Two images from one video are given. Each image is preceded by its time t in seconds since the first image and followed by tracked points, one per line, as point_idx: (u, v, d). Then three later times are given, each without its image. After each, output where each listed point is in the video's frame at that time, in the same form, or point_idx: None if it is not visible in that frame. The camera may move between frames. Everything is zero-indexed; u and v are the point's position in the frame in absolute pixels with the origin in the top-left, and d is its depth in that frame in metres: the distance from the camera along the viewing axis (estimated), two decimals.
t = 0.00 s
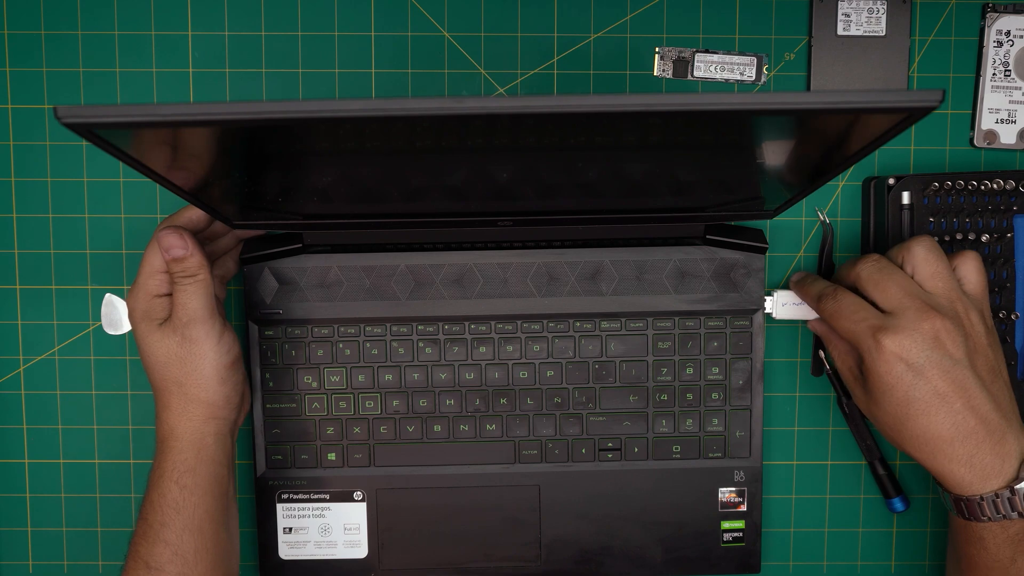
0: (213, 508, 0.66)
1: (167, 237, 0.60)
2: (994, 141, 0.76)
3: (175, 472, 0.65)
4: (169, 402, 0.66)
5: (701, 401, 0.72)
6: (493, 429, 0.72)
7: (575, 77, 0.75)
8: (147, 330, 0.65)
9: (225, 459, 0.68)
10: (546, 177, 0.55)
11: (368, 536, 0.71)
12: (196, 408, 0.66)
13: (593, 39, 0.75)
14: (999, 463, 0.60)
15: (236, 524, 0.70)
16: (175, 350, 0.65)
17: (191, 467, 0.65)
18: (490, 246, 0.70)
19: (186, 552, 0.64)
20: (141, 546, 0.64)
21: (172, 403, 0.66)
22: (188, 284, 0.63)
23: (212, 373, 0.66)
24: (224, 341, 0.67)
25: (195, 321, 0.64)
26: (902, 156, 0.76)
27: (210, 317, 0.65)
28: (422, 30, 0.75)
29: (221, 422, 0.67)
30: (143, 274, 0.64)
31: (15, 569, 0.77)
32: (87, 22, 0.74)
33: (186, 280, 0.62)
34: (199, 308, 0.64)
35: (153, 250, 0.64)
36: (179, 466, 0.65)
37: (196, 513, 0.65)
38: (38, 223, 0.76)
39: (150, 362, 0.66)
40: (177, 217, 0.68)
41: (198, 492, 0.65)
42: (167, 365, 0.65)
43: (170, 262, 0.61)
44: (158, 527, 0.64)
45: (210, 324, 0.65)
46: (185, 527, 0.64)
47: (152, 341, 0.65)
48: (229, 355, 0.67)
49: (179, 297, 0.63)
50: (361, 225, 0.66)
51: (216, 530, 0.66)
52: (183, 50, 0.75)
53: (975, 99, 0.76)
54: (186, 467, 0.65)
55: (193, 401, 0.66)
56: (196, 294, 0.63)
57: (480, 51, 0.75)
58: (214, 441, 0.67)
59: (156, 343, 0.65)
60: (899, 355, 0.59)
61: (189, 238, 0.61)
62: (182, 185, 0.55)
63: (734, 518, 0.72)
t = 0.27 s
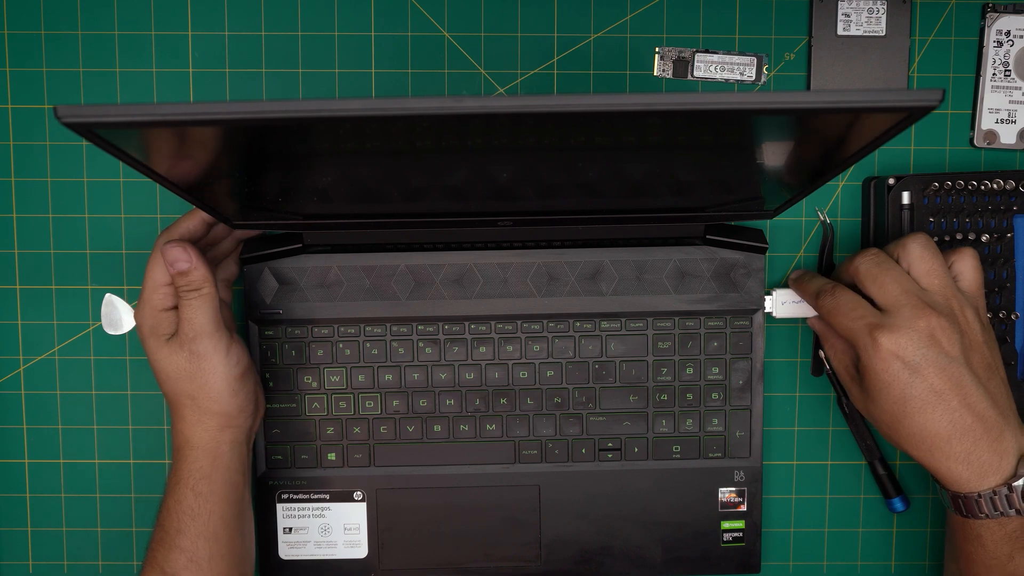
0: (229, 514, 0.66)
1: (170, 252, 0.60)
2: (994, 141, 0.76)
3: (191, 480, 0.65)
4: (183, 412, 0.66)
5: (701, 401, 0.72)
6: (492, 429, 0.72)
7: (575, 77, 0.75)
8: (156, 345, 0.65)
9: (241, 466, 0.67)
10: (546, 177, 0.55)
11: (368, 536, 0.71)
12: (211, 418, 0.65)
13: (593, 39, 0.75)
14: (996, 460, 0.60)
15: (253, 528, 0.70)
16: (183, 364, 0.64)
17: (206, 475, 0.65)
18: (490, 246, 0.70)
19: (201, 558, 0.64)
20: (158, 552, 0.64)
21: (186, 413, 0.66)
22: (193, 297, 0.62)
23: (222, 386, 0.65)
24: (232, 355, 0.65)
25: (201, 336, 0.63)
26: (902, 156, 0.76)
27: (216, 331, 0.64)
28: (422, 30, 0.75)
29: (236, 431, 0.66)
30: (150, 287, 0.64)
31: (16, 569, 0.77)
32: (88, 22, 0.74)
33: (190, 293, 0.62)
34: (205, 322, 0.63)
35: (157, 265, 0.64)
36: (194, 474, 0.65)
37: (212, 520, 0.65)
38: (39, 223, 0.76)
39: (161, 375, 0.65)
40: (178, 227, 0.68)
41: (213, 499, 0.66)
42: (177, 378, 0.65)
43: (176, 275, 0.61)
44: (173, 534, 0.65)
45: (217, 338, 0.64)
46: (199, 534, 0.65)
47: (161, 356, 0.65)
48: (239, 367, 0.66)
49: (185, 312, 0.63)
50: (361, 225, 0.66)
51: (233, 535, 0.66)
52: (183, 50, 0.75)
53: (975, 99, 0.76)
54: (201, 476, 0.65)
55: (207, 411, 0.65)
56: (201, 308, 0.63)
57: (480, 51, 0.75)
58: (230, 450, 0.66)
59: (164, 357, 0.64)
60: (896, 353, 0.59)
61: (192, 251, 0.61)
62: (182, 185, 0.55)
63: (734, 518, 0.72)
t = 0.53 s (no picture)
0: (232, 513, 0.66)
1: (173, 253, 0.60)
2: (994, 141, 0.76)
3: (193, 478, 0.65)
4: (185, 412, 0.66)
5: (701, 401, 0.72)
6: (492, 429, 0.72)
7: (575, 77, 0.75)
8: (158, 347, 0.65)
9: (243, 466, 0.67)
10: (546, 176, 0.55)
11: (368, 536, 0.71)
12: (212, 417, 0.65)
13: (593, 40, 0.75)
14: (1001, 449, 0.60)
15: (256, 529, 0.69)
16: (185, 365, 0.64)
17: (209, 474, 0.65)
18: (489, 246, 0.70)
19: (205, 556, 0.64)
20: (162, 550, 0.64)
21: (188, 413, 0.66)
22: (196, 299, 0.62)
23: (224, 387, 0.65)
24: (234, 357, 0.65)
25: (203, 337, 0.63)
26: (902, 156, 0.76)
27: (217, 333, 0.64)
28: (422, 30, 0.75)
29: (238, 431, 0.66)
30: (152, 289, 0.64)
31: (15, 569, 0.77)
32: (88, 22, 0.74)
33: (193, 294, 0.62)
34: (206, 324, 0.63)
35: (159, 266, 0.64)
36: (196, 473, 0.65)
37: (215, 518, 0.65)
38: (38, 223, 0.76)
39: (163, 377, 0.65)
40: (178, 226, 0.67)
41: (216, 497, 0.65)
42: (178, 379, 0.65)
43: (178, 275, 0.61)
44: (177, 533, 0.64)
45: (218, 340, 0.64)
46: (203, 532, 0.64)
47: (163, 357, 0.65)
48: (241, 368, 0.66)
49: (186, 313, 0.63)
50: (361, 225, 0.66)
51: (236, 534, 0.66)
52: (183, 50, 0.75)
53: (974, 99, 0.76)
54: (203, 474, 0.65)
55: (208, 410, 0.65)
56: (203, 310, 0.63)
57: (480, 51, 0.75)
58: (232, 449, 0.66)
59: (166, 359, 0.64)
60: (901, 346, 0.59)
61: (195, 251, 0.61)
62: (181, 185, 0.55)
63: (734, 518, 0.72)
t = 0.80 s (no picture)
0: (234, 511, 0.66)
1: (177, 252, 0.60)
2: (994, 141, 0.76)
3: (195, 477, 0.65)
4: (186, 412, 0.66)
5: (701, 401, 0.72)
6: (492, 429, 0.72)
7: (575, 77, 0.75)
8: (159, 346, 0.65)
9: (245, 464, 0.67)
10: (546, 177, 0.55)
11: (368, 536, 0.71)
12: (214, 415, 0.65)
13: (593, 40, 0.75)
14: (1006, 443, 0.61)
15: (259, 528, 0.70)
16: (186, 366, 0.64)
17: (210, 472, 0.65)
18: (490, 246, 0.70)
19: (208, 553, 0.64)
20: (164, 549, 0.64)
21: (189, 413, 0.66)
22: (198, 299, 0.62)
23: (225, 387, 0.65)
24: (235, 357, 0.65)
25: (204, 338, 0.63)
26: (902, 156, 0.76)
27: (219, 334, 0.64)
28: (422, 30, 0.75)
29: (239, 430, 0.66)
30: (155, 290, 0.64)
31: (16, 569, 0.77)
32: (88, 22, 0.74)
33: (195, 295, 0.62)
34: (208, 325, 0.63)
35: (162, 266, 0.64)
36: (197, 472, 0.65)
37: (217, 515, 0.65)
38: (38, 223, 0.76)
39: (164, 377, 0.65)
40: (180, 226, 0.67)
41: (217, 495, 0.65)
42: (179, 379, 0.64)
43: (181, 275, 0.61)
44: (179, 531, 0.65)
45: (219, 341, 0.64)
46: (205, 530, 0.64)
47: (165, 357, 0.64)
48: (242, 369, 0.66)
49: (188, 313, 0.62)
50: (361, 225, 0.66)
51: (239, 533, 0.66)
52: (183, 50, 0.75)
53: (974, 99, 0.76)
54: (205, 473, 0.65)
55: (209, 409, 0.65)
56: (204, 311, 0.62)
57: (480, 52, 0.75)
58: (234, 447, 0.66)
59: (167, 359, 0.64)
60: (906, 344, 0.59)
61: (198, 251, 0.61)
62: (181, 185, 0.55)
63: (734, 518, 0.72)
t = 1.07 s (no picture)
0: (237, 509, 0.66)
1: (178, 252, 0.61)
2: (994, 141, 0.76)
3: (196, 476, 0.66)
4: (187, 411, 0.66)
5: (701, 401, 0.72)
6: (492, 429, 0.72)
7: (575, 77, 0.75)
8: (159, 347, 0.65)
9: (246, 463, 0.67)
10: (546, 176, 0.55)
11: (368, 536, 0.71)
12: (214, 414, 0.65)
13: (593, 40, 0.75)
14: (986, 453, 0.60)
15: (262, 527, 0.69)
16: (186, 365, 0.64)
17: (211, 471, 0.65)
18: (490, 246, 0.70)
19: (211, 552, 0.64)
20: (168, 548, 0.65)
21: (190, 412, 0.66)
22: (198, 298, 0.62)
23: (225, 387, 0.65)
24: (235, 357, 0.65)
25: (204, 338, 0.63)
26: (902, 156, 0.76)
27: (219, 333, 0.64)
28: (422, 30, 0.75)
29: (240, 429, 0.67)
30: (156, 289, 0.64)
31: (16, 569, 0.77)
32: (88, 22, 0.74)
33: (195, 294, 0.62)
34: (208, 324, 0.63)
35: (162, 267, 0.64)
36: (199, 470, 0.66)
37: (220, 514, 0.65)
38: (39, 223, 0.76)
39: (164, 377, 0.65)
40: (180, 225, 0.67)
41: (220, 493, 0.66)
42: (180, 379, 0.65)
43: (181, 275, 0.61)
44: (182, 530, 0.65)
45: (219, 340, 0.64)
46: (208, 528, 0.65)
47: (165, 356, 0.64)
48: (242, 368, 0.66)
49: (188, 313, 0.63)
50: (361, 225, 0.66)
51: (241, 531, 0.66)
52: (183, 50, 0.75)
53: (974, 99, 0.76)
54: (206, 472, 0.65)
55: (210, 408, 0.65)
56: (204, 311, 0.63)
57: (480, 52, 0.75)
58: (234, 446, 0.66)
59: (167, 359, 0.64)
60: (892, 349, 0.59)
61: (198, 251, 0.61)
62: (180, 185, 0.55)
63: (734, 518, 0.72)
